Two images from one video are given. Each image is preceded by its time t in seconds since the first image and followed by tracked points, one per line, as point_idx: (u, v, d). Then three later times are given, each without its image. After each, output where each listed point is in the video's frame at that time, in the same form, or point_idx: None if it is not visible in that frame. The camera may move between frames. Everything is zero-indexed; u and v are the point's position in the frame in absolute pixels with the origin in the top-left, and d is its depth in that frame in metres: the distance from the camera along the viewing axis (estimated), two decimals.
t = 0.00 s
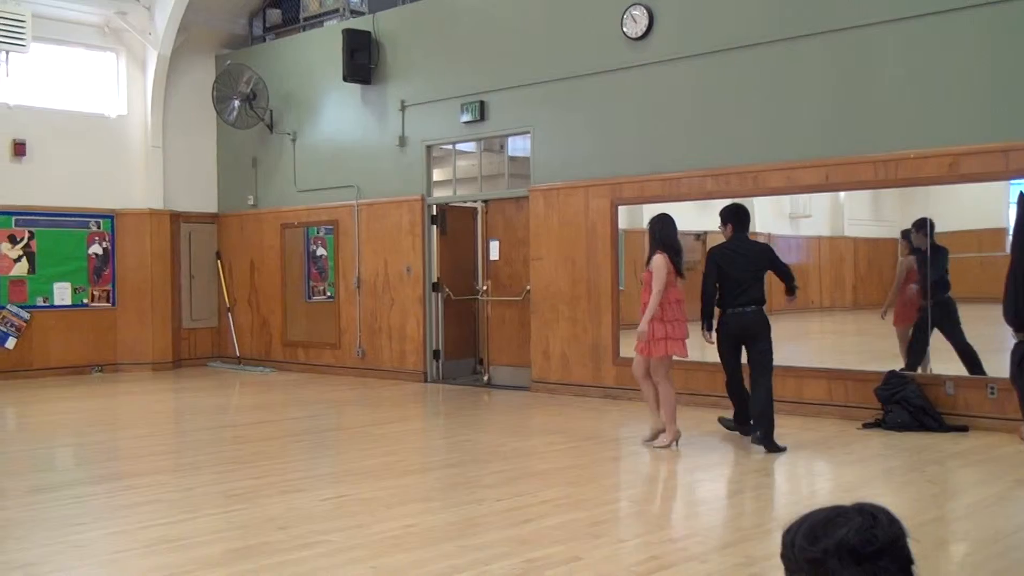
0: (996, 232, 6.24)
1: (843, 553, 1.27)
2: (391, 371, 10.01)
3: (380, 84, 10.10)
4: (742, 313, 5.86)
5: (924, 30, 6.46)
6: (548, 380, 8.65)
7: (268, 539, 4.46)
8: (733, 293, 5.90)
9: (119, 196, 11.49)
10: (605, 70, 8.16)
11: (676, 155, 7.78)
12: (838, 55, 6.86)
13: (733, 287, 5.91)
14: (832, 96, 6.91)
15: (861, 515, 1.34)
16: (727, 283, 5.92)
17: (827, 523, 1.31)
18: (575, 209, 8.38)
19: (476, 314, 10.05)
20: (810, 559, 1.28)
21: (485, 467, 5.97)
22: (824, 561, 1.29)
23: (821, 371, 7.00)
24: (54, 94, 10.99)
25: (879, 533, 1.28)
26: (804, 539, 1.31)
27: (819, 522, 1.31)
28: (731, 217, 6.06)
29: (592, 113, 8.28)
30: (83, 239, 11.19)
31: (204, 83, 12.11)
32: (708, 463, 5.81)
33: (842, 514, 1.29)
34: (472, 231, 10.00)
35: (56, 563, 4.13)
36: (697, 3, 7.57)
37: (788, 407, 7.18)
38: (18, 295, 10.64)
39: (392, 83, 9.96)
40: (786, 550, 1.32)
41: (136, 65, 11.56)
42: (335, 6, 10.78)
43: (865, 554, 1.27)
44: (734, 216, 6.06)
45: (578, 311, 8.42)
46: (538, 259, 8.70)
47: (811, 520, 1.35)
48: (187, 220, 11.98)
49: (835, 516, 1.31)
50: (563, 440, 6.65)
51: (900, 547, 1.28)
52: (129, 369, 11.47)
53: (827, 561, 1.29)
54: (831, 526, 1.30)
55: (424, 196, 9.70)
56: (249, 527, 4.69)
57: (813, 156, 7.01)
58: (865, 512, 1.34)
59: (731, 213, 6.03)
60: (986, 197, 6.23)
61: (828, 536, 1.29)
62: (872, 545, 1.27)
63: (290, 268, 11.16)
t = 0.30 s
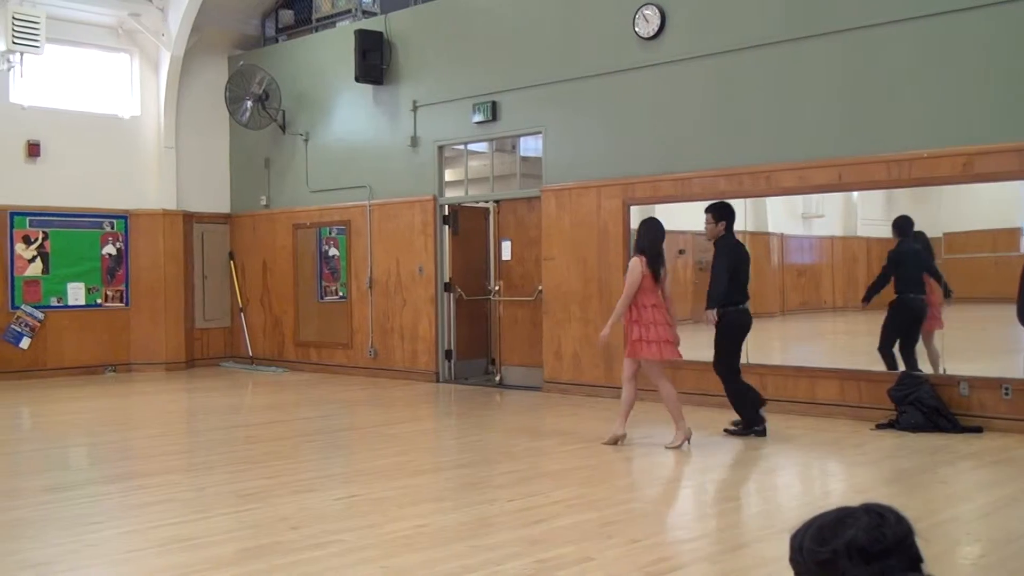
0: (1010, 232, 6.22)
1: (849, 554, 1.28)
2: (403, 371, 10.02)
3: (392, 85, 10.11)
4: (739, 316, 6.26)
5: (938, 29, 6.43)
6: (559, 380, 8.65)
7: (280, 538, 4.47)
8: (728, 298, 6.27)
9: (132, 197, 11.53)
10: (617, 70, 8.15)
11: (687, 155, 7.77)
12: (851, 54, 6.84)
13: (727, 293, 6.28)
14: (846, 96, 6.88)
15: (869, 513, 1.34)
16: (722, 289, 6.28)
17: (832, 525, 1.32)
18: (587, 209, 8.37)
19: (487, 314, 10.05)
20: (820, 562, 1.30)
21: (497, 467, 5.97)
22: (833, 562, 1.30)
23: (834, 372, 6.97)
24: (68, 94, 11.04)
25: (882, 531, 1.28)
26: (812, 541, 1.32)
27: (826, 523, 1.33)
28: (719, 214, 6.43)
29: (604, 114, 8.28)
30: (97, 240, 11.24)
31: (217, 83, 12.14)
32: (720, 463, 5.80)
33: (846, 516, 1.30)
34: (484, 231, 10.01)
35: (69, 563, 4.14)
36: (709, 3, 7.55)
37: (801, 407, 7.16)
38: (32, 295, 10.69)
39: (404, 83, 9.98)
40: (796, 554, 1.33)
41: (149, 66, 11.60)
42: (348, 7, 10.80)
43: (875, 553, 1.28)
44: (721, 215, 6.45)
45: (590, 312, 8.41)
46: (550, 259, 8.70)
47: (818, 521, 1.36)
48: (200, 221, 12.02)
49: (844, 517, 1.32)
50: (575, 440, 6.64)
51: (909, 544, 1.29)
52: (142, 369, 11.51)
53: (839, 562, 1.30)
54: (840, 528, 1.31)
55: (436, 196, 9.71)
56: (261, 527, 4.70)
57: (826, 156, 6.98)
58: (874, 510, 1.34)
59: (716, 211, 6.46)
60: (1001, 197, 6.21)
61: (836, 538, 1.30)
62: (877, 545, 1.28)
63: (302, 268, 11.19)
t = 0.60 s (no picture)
0: None
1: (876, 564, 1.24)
2: (417, 371, 10.03)
3: (405, 85, 10.13)
4: (710, 321, 6.45)
5: (952, 28, 6.40)
6: (573, 380, 8.64)
7: (295, 538, 4.48)
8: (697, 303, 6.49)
9: (147, 197, 11.57)
10: (630, 70, 8.14)
11: (701, 155, 7.75)
12: (866, 54, 6.81)
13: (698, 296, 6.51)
14: (860, 96, 6.86)
15: (884, 515, 1.30)
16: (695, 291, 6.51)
17: (851, 535, 1.27)
18: (600, 209, 8.36)
19: (500, 314, 10.05)
20: None
21: (511, 467, 5.97)
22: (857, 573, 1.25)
23: (848, 372, 6.95)
24: (84, 95, 11.09)
25: (902, 537, 1.24)
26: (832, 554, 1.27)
27: (844, 533, 1.28)
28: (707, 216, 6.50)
29: (617, 114, 8.28)
30: (113, 240, 11.29)
31: (232, 83, 12.18)
32: (734, 463, 5.79)
33: (865, 523, 1.26)
34: (497, 231, 10.01)
35: (85, 561, 4.16)
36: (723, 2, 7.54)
37: (815, 407, 7.14)
38: (48, 295, 10.76)
39: (418, 83, 9.99)
40: (817, 566, 1.28)
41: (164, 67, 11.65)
42: (362, 7, 10.82)
43: (898, 559, 1.24)
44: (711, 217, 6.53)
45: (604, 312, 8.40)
46: (564, 259, 8.69)
47: (830, 529, 1.32)
48: (214, 221, 12.05)
49: (861, 523, 1.28)
50: (588, 440, 6.64)
51: (931, 548, 1.25)
52: (157, 369, 11.56)
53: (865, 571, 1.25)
54: (860, 536, 1.26)
55: (450, 196, 9.72)
56: (275, 526, 4.71)
57: (841, 156, 6.96)
58: (886, 513, 1.30)
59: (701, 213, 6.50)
60: (1017, 196, 6.16)
61: (859, 549, 1.26)
62: (901, 552, 1.24)
63: (316, 268, 11.21)
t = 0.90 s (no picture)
0: None
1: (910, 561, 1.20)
2: (431, 370, 10.04)
3: (420, 85, 10.14)
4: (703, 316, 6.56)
5: (969, 26, 6.36)
6: (588, 380, 8.63)
7: (310, 537, 4.49)
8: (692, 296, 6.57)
9: (163, 197, 11.62)
10: (644, 69, 8.13)
11: (716, 154, 7.73)
12: (882, 52, 6.78)
13: (691, 291, 6.58)
14: (876, 95, 6.83)
15: (916, 515, 1.26)
16: (688, 285, 6.58)
17: (885, 530, 1.23)
18: (614, 209, 8.35)
19: (515, 314, 10.05)
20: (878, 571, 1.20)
21: (525, 467, 5.97)
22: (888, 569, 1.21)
23: (863, 372, 6.91)
24: (100, 96, 11.16)
25: (937, 535, 1.21)
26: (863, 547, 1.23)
27: (876, 527, 1.24)
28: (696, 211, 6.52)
29: (631, 113, 8.27)
30: (129, 239, 11.34)
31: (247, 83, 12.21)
32: (749, 464, 5.77)
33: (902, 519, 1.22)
34: (512, 231, 10.01)
35: (101, 560, 4.18)
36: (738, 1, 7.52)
37: (830, 407, 7.11)
38: (65, 295, 10.82)
39: (432, 83, 10.00)
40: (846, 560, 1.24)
41: (179, 68, 11.70)
42: (376, 8, 10.83)
43: (930, 557, 1.21)
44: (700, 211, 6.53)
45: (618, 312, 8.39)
46: (578, 259, 8.68)
47: (858, 522, 1.28)
48: (229, 221, 12.09)
49: (892, 521, 1.24)
50: (603, 440, 6.63)
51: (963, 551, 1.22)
52: (173, 368, 11.61)
53: (895, 568, 1.21)
54: (892, 532, 1.22)
55: (464, 196, 9.72)
56: (290, 525, 4.72)
57: (857, 156, 6.93)
58: (914, 513, 1.27)
59: (693, 205, 6.49)
60: None
61: (891, 545, 1.21)
62: (937, 551, 1.20)
63: (330, 268, 11.24)
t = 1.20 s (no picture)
0: None
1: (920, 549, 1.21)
2: (448, 370, 10.05)
3: (437, 85, 10.15)
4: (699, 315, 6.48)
5: (988, 23, 6.31)
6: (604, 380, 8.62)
7: (327, 536, 4.51)
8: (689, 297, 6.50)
9: (181, 197, 11.67)
10: (661, 69, 8.12)
11: (733, 154, 7.71)
12: (900, 51, 6.74)
13: (688, 292, 6.52)
14: (893, 94, 6.79)
15: (934, 511, 1.27)
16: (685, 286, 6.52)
17: (898, 518, 1.25)
18: (630, 208, 8.33)
19: (532, 314, 10.05)
20: (886, 555, 1.22)
21: (542, 467, 5.97)
22: (895, 556, 1.23)
23: (881, 372, 6.89)
24: (119, 97, 11.22)
25: (952, 527, 1.22)
26: (874, 534, 1.25)
27: (889, 516, 1.25)
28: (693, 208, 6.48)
29: (647, 113, 8.25)
30: (147, 239, 11.40)
31: (265, 84, 12.25)
32: (766, 464, 5.75)
33: (915, 509, 1.24)
34: (529, 231, 10.01)
35: (119, 558, 4.21)
36: None
37: (848, 408, 7.08)
38: (84, 295, 10.90)
39: (449, 83, 10.02)
40: (854, 544, 1.25)
41: (198, 68, 11.75)
42: (393, 8, 10.85)
43: (942, 549, 1.22)
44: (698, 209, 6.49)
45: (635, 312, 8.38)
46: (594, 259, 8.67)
47: (875, 512, 1.30)
48: (247, 221, 12.13)
49: (903, 511, 1.26)
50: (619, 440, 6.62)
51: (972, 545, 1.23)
52: (191, 368, 11.66)
53: (904, 554, 1.22)
54: (902, 520, 1.24)
55: (480, 196, 9.72)
56: (307, 524, 4.73)
57: (875, 155, 6.88)
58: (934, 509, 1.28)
59: (691, 204, 6.45)
60: None
61: (901, 531, 1.23)
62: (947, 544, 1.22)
63: (347, 268, 11.26)
